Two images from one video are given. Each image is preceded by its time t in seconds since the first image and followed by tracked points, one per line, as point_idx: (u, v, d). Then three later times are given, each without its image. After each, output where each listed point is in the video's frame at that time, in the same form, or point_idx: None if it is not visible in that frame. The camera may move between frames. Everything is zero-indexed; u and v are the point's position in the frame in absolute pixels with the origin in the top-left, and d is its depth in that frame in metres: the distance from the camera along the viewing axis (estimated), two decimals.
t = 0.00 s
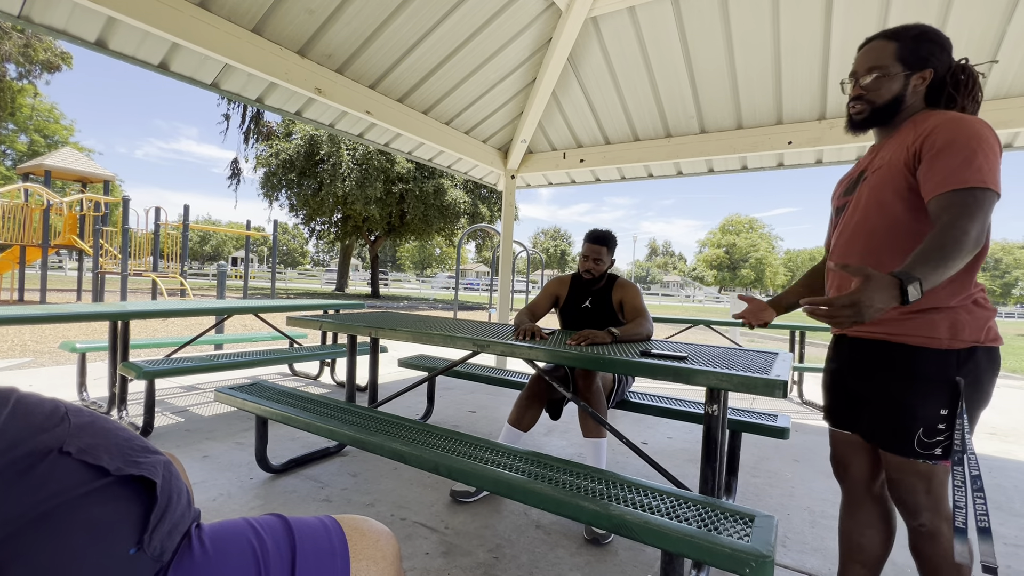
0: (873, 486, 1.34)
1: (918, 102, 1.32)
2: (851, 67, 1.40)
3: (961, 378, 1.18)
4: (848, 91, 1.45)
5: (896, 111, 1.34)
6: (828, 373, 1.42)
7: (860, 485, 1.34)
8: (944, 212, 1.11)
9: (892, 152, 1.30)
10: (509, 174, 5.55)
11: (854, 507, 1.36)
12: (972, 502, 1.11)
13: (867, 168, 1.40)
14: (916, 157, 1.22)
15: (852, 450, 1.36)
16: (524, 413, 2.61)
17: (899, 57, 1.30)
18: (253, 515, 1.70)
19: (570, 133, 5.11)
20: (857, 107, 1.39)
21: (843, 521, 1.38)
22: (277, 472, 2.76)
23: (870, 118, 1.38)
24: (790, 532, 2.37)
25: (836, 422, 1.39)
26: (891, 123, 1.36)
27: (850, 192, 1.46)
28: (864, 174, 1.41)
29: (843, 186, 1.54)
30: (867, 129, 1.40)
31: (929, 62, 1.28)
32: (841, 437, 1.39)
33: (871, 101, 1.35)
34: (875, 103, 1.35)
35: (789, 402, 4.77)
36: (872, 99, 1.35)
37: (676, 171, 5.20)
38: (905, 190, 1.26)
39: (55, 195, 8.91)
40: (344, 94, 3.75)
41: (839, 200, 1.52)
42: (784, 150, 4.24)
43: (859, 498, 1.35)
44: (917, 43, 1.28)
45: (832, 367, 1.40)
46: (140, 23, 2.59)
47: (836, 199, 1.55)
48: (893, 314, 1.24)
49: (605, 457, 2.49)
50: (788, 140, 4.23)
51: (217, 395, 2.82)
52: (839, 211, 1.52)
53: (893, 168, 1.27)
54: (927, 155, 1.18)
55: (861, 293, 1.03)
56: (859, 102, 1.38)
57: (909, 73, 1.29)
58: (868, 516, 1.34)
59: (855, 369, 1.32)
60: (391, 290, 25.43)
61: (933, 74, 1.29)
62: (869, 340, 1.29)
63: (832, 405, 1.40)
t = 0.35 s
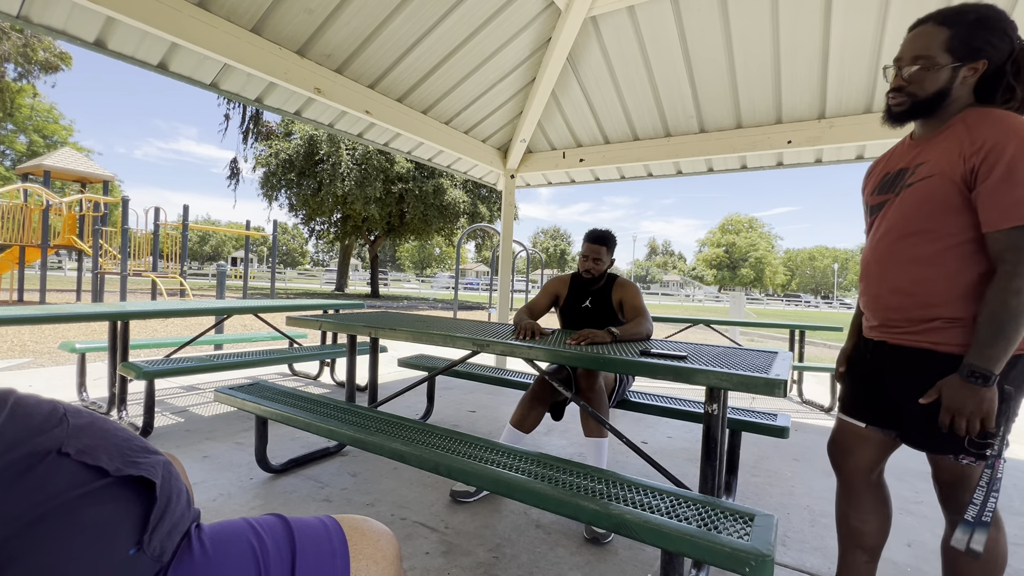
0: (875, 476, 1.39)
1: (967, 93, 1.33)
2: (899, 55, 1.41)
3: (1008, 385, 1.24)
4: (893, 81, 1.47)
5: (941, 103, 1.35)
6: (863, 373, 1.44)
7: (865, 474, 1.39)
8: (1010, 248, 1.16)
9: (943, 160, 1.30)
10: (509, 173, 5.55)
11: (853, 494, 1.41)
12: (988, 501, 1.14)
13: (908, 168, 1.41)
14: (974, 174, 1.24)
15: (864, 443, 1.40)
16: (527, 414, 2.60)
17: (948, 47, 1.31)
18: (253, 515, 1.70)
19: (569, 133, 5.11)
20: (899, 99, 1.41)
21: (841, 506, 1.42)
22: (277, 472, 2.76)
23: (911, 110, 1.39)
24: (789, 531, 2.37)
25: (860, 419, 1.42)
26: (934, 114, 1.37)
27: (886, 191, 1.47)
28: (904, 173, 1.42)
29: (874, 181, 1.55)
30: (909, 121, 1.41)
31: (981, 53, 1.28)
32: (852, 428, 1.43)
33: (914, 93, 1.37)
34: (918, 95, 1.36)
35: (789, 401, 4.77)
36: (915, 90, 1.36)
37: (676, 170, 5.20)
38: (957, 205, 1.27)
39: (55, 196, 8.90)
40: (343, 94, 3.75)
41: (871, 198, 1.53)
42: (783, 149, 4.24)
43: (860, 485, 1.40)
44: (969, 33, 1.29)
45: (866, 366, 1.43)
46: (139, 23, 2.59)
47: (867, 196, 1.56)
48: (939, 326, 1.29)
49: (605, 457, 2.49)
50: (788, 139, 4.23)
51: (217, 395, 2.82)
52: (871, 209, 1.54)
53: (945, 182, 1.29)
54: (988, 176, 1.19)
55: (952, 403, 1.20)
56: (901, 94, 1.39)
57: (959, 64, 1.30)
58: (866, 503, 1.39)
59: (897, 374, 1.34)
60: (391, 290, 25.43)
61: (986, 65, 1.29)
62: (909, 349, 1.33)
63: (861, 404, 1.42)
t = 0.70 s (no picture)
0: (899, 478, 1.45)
1: (985, 95, 1.34)
2: (910, 61, 1.42)
3: None
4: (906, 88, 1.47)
5: (958, 107, 1.36)
6: (887, 374, 1.46)
7: (888, 475, 1.45)
8: None
9: (970, 171, 1.30)
10: (509, 173, 5.55)
11: (875, 493, 1.47)
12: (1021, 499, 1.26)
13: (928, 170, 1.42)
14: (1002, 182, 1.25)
15: (891, 445, 1.45)
16: (527, 414, 2.60)
17: (962, 52, 1.32)
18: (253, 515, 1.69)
19: (569, 132, 5.11)
20: (914, 105, 1.41)
21: (860, 502, 1.49)
22: (277, 471, 2.75)
23: (929, 115, 1.39)
24: (788, 530, 2.37)
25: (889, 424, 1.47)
26: (954, 117, 1.38)
27: (905, 193, 1.47)
28: (923, 175, 1.43)
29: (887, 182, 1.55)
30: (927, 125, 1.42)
31: (998, 56, 1.29)
32: (879, 431, 1.48)
33: (930, 99, 1.38)
34: (934, 102, 1.37)
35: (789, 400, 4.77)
36: (930, 97, 1.37)
37: (675, 169, 5.21)
38: (982, 211, 1.29)
39: (54, 196, 8.90)
40: (343, 94, 3.75)
41: (887, 198, 1.54)
42: (783, 148, 4.24)
43: (882, 485, 1.46)
44: (981, 38, 1.30)
45: (892, 369, 1.45)
46: (139, 23, 2.59)
47: (883, 196, 1.56)
48: (960, 327, 1.31)
49: (606, 456, 2.49)
50: (787, 138, 4.23)
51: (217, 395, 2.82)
52: (887, 209, 1.55)
53: (970, 189, 1.30)
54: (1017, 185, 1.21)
55: None
56: (917, 101, 1.40)
57: (974, 69, 1.32)
58: (885, 502, 1.45)
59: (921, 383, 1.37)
60: (390, 289, 25.44)
61: (1004, 67, 1.30)
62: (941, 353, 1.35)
63: (887, 405, 1.46)
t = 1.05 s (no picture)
0: (892, 466, 1.51)
1: (975, 98, 1.34)
2: (905, 65, 1.44)
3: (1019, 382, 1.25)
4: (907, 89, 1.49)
5: (947, 110, 1.37)
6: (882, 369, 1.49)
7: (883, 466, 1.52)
8: None
9: (963, 167, 1.31)
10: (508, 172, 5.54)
11: (874, 483, 1.54)
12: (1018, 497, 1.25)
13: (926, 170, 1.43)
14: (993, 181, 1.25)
15: (882, 437, 1.52)
16: (525, 412, 2.60)
17: (946, 57, 1.33)
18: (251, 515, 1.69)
19: (568, 132, 5.12)
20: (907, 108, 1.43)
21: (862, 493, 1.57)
22: (276, 471, 2.75)
23: (917, 118, 1.41)
24: (788, 529, 2.37)
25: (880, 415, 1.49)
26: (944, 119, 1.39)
27: (903, 191, 1.49)
28: (922, 173, 1.44)
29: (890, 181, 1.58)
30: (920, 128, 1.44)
31: (982, 60, 1.29)
32: (871, 424, 1.55)
33: (918, 102, 1.40)
34: (921, 105, 1.39)
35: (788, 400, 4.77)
36: (918, 101, 1.39)
37: (674, 169, 5.22)
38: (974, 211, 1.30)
39: (53, 196, 8.88)
40: (342, 93, 3.75)
41: (888, 196, 1.55)
42: (782, 147, 4.24)
43: (878, 477, 1.53)
44: (966, 43, 1.30)
45: (886, 364, 1.48)
46: (139, 23, 2.59)
47: (884, 194, 1.58)
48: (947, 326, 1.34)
49: (604, 455, 2.49)
50: (786, 137, 4.23)
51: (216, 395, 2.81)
52: (886, 207, 1.56)
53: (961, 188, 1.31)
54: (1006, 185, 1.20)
55: (973, 406, 1.16)
56: (908, 104, 1.42)
57: (960, 72, 1.32)
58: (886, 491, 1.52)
59: (910, 375, 1.41)
60: (389, 289, 25.43)
61: (992, 70, 1.30)
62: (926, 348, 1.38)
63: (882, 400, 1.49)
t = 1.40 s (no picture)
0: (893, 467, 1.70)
1: (919, 116, 1.55)
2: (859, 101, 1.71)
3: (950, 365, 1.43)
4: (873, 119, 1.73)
5: (899, 128, 1.59)
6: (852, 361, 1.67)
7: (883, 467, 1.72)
8: (956, 245, 1.35)
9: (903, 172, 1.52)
10: (507, 171, 5.53)
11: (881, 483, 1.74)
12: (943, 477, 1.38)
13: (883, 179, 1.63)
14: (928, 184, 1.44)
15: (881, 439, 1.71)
16: (524, 412, 2.60)
17: (881, 89, 1.59)
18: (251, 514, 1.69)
19: (567, 131, 5.12)
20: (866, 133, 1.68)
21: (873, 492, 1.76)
22: (276, 471, 2.75)
23: (878, 141, 1.65)
24: (787, 527, 2.38)
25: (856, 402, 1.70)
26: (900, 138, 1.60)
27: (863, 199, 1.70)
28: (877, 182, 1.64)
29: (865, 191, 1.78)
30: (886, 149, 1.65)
31: (911, 86, 1.53)
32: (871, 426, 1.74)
33: (869, 127, 1.65)
34: (873, 128, 1.63)
35: (787, 399, 4.78)
36: (870, 126, 1.64)
37: (673, 168, 5.22)
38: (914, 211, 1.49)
39: (51, 195, 8.87)
40: (342, 93, 3.75)
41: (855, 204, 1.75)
42: (781, 146, 4.24)
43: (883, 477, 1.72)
44: (893, 75, 1.56)
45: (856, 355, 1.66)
46: (138, 23, 2.59)
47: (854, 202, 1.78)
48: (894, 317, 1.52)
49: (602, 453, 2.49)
50: (786, 136, 4.22)
51: (215, 395, 2.81)
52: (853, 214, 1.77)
53: (904, 191, 1.50)
54: (937, 186, 1.40)
55: (920, 384, 1.36)
56: (864, 130, 1.68)
57: (895, 99, 1.57)
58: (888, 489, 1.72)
59: (868, 360, 1.60)
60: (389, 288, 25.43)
61: (922, 93, 1.52)
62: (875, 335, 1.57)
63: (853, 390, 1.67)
